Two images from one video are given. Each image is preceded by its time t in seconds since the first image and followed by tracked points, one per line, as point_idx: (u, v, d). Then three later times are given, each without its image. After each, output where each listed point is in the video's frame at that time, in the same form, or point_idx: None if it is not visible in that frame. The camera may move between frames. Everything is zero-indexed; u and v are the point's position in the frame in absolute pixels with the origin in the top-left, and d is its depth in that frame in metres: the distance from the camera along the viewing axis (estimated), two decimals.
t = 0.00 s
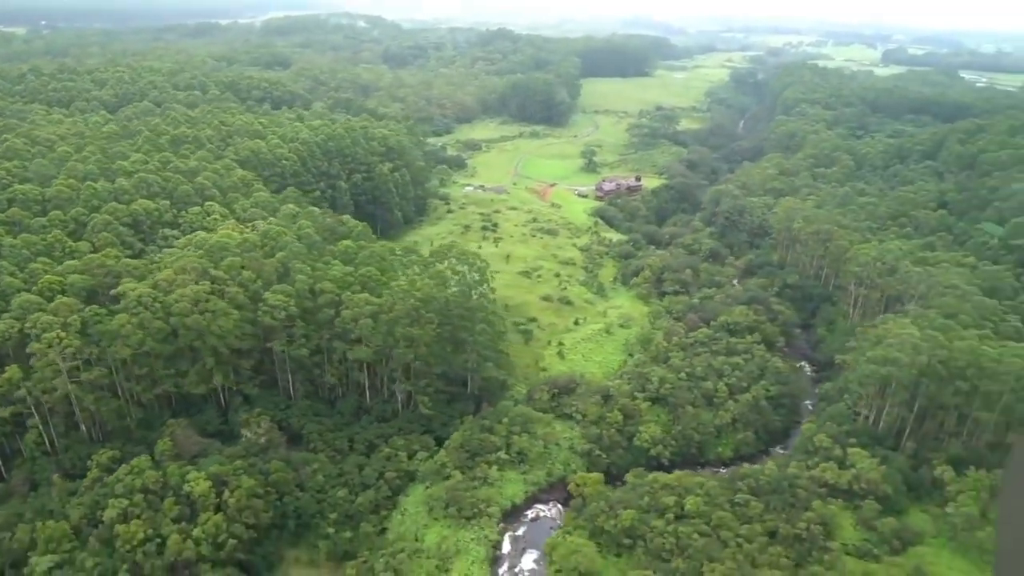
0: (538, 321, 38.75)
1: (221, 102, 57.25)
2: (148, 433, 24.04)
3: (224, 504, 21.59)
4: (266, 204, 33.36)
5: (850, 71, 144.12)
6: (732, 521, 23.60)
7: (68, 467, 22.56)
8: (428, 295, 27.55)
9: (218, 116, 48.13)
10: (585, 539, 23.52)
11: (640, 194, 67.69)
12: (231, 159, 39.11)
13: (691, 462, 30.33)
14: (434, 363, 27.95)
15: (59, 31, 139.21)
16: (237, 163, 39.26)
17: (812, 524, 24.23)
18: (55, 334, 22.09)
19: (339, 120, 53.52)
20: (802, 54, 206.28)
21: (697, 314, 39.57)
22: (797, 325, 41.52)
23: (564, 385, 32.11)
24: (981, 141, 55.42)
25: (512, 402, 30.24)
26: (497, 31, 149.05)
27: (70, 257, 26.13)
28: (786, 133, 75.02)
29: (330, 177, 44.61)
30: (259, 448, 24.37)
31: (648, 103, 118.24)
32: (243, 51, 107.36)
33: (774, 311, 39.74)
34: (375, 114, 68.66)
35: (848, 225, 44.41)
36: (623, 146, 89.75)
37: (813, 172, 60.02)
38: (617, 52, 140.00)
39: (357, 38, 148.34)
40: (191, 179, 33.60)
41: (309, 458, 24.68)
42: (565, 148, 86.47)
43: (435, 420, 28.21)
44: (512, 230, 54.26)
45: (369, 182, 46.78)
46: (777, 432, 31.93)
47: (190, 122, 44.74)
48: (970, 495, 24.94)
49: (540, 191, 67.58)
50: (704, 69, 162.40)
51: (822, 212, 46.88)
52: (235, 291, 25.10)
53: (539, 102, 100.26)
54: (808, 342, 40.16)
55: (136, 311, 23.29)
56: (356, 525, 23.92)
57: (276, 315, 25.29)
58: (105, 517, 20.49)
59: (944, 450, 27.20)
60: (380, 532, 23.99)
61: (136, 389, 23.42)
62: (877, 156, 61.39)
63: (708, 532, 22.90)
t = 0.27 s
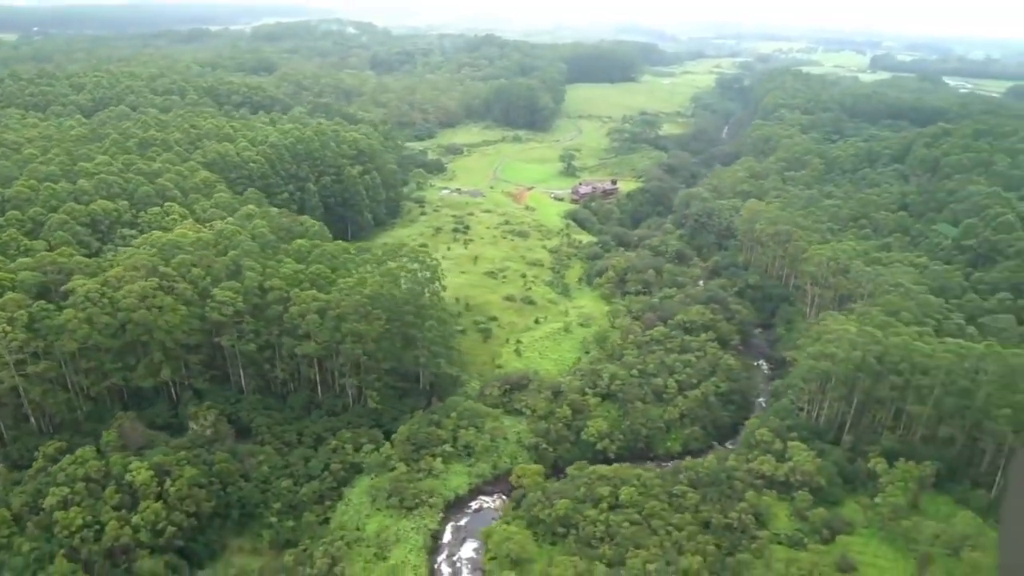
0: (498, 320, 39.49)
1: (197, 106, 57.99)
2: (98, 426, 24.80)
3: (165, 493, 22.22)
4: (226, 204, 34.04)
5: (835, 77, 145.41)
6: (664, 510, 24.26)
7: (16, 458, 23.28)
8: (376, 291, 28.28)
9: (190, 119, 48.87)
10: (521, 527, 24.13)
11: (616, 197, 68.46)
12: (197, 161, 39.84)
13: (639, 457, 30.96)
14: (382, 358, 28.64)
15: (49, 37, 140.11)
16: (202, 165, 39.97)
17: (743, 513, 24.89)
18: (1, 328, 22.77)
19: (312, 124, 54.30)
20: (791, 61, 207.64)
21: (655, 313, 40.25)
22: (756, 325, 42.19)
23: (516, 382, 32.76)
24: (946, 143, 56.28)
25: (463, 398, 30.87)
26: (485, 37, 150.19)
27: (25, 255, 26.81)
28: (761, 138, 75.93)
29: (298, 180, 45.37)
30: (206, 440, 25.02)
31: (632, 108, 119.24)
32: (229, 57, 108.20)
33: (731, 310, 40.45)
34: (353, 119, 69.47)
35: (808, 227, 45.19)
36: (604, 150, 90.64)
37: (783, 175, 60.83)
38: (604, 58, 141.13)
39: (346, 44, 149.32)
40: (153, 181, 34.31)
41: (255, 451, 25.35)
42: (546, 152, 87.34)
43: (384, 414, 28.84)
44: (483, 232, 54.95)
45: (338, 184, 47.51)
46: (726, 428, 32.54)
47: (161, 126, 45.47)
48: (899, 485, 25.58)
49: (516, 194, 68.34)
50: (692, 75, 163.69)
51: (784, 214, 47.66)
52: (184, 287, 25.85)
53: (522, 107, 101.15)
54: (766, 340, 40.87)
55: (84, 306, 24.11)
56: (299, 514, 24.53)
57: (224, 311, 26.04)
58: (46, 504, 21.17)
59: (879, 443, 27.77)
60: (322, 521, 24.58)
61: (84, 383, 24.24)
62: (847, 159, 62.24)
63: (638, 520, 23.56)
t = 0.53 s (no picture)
0: (468, 304, 40.22)
1: (183, 94, 58.71)
2: (62, 402, 25.85)
3: (120, 465, 23.24)
4: (196, 189, 34.80)
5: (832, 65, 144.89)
6: (606, 485, 25.01)
7: None
8: (334, 274, 29.03)
9: (171, 107, 49.62)
10: (468, 501, 24.89)
11: (600, 185, 68.90)
12: (173, 149, 40.62)
13: (597, 435, 31.61)
14: (342, 339, 29.44)
15: (48, 27, 141.05)
16: (178, 152, 40.77)
17: (685, 488, 25.63)
18: None
19: (294, 113, 54.99)
20: (792, 49, 206.58)
21: (623, 298, 40.87)
22: (724, 310, 42.75)
23: (478, 363, 33.51)
24: (924, 131, 56.55)
25: (424, 379, 31.61)
26: (481, 27, 150.21)
27: None
28: (747, 126, 76.21)
29: (276, 167, 46.12)
30: (165, 416, 25.94)
31: (626, 96, 119.30)
32: (224, 47, 108.85)
33: (698, 295, 41.01)
34: (339, 108, 70.08)
35: (778, 213, 45.71)
36: (594, 139, 90.98)
37: (763, 163, 61.20)
38: (600, 47, 141.05)
39: (343, 33, 149.65)
40: (125, 167, 35.11)
41: (213, 427, 26.23)
42: (535, 141, 87.78)
43: (344, 394, 29.62)
44: (464, 219, 55.57)
45: (316, 172, 48.22)
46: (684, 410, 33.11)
47: (141, 114, 46.25)
48: (840, 462, 26.23)
49: (501, 182, 68.89)
50: (689, 63, 163.35)
51: (758, 200, 48.10)
52: (144, 269, 26.77)
53: (513, 96, 101.47)
54: (733, 325, 41.45)
55: (44, 287, 25.23)
56: (255, 489, 25.40)
57: (184, 292, 26.88)
58: (4, 474, 22.20)
59: (825, 422, 28.36)
60: (277, 495, 25.44)
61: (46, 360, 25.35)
62: (828, 147, 62.52)
63: (579, 494, 24.31)
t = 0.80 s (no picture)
0: (434, 307, 40.89)
1: (163, 101, 59.58)
2: (19, 400, 26.59)
3: (70, 460, 23.97)
4: (162, 193, 35.55)
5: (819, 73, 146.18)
6: (548, 480, 25.64)
7: None
8: (290, 275, 29.75)
9: (149, 114, 50.45)
10: (413, 496, 25.49)
11: (579, 191, 69.67)
12: (145, 155, 41.42)
13: (551, 433, 32.15)
14: (298, 339, 30.15)
15: (43, 36, 142.50)
16: (150, 158, 41.55)
17: (626, 483, 26.25)
18: None
19: (272, 119, 55.83)
20: (784, 57, 207.94)
21: (587, 300, 41.55)
22: (688, 312, 43.42)
23: (437, 363, 34.17)
24: (893, 137, 57.39)
25: (381, 379, 32.27)
26: (472, 36, 151.52)
27: None
28: (726, 133, 77.11)
29: (249, 173, 46.90)
30: (119, 414, 26.62)
31: (614, 104, 120.36)
32: (214, 56, 109.96)
33: (661, 297, 41.68)
34: (321, 115, 70.98)
35: (743, 217, 46.49)
36: (577, 146, 91.87)
37: (737, 169, 62.01)
38: (589, 55, 142.30)
39: (335, 42, 150.96)
40: (93, 172, 35.90)
41: (167, 424, 26.89)
42: (519, 148, 88.66)
43: (300, 393, 30.28)
44: (439, 224, 56.30)
45: (291, 178, 49.04)
46: (637, 407, 33.70)
47: (117, 120, 47.09)
48: (779, 457, 26.84)
49: (481, 189, 69.67)
50: (679, 72, 164.73)
51: (725, 205, 48.87)
52: (101, 270, 27.68)
53: (500, 104, 102.46)
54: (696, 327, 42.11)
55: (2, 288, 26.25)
56: (206, 484, 26.02)
57: (139, 292, 27.67)
58: None
59: (769, 419, 28.97)
60: (228, 491, 26.05)
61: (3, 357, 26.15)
62: (801, 153, 63.35)
63: (520, 488, 24.94)
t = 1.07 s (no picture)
0: (398, 306, 41.59)
1: (141, 106, 60.32)
2: None
3: (21, 454, 24.75)
4: (126, 195, 36.26)
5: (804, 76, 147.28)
6: (490, 471, 26.31)
7: None
8: (244, 274, 30.50)
9: (123, 118, 51.21)
10: (358, 487, 26.12)
11: (555, 194, 70.45)
12: (114, 159, 42.17)
13: (505, 427, 32.70)
14: (253, 337, 30.84)
15: (33, 42, 143.35)
16: (119, 162, 42.30)
17: (568, 474, 26.93)
18: None
19: (246, 124, 56.61)
20: (772, 61, 209.26)
21: (549, 299, 42.27)
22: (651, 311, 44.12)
23: (395, 361, 34.84)
24: (860, 139, 58.29)
25: (337, 376, 32.92)
26: (460, 41, 152.61)
27: None
28: (702, 137, 78.03)
29: (220, 176, 47.66)
30: (73, 409, 27.34)
31: (598, 108, 121.26)
32: (200, 62, 110.80)
33: (622, 296, 42.42)
34: (300, 120, 71.77)
35: (706, 218, 47.31)
36: (558, 149, 92.70)
37: (709, 170, 62.83)
38: (575, 60, 143.34)
39: (324, 48, 151.92)
40: (58, 175, 36.65)
41: (120, 419, 27.59)
42: (500, 152, 89.47)
43: (256, 389, 30.94)
44: (412, 227, 57.03)
45: (262, 181, 49.78)
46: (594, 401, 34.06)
47: (90, 125, 47.85)
48: (718, 449, 27.55)
49: (458, 192, 70.41)
50: (667, 76, 165.81)
51: (689, 206, 49.68)
52: (56, 269, 28.66)
53: (483, 108, 103.32)
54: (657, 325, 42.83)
55: None
56: (157, 477, 26.64)
57: (93, 291, 28.52)
58: None
59: (712, 413, 29.66)
60: (179, 484, 26.70)
61: None
62: (773, 155, 64.17)
63: (461, 479, 25.63)
